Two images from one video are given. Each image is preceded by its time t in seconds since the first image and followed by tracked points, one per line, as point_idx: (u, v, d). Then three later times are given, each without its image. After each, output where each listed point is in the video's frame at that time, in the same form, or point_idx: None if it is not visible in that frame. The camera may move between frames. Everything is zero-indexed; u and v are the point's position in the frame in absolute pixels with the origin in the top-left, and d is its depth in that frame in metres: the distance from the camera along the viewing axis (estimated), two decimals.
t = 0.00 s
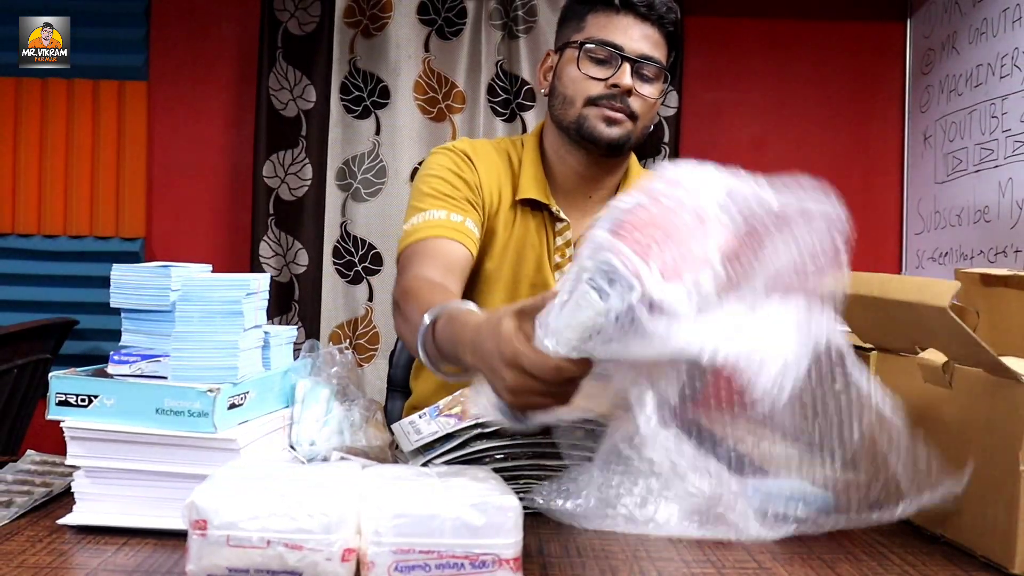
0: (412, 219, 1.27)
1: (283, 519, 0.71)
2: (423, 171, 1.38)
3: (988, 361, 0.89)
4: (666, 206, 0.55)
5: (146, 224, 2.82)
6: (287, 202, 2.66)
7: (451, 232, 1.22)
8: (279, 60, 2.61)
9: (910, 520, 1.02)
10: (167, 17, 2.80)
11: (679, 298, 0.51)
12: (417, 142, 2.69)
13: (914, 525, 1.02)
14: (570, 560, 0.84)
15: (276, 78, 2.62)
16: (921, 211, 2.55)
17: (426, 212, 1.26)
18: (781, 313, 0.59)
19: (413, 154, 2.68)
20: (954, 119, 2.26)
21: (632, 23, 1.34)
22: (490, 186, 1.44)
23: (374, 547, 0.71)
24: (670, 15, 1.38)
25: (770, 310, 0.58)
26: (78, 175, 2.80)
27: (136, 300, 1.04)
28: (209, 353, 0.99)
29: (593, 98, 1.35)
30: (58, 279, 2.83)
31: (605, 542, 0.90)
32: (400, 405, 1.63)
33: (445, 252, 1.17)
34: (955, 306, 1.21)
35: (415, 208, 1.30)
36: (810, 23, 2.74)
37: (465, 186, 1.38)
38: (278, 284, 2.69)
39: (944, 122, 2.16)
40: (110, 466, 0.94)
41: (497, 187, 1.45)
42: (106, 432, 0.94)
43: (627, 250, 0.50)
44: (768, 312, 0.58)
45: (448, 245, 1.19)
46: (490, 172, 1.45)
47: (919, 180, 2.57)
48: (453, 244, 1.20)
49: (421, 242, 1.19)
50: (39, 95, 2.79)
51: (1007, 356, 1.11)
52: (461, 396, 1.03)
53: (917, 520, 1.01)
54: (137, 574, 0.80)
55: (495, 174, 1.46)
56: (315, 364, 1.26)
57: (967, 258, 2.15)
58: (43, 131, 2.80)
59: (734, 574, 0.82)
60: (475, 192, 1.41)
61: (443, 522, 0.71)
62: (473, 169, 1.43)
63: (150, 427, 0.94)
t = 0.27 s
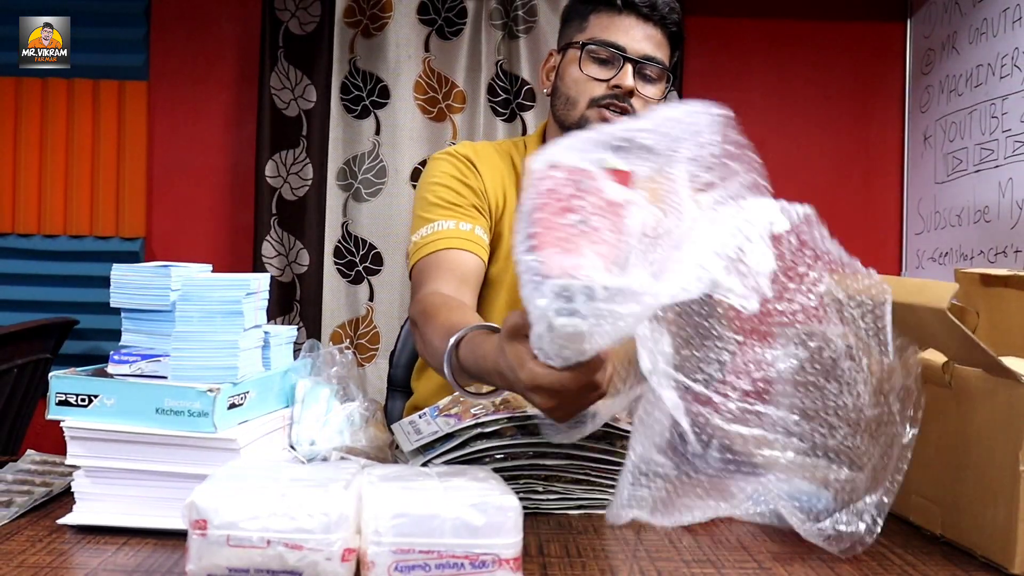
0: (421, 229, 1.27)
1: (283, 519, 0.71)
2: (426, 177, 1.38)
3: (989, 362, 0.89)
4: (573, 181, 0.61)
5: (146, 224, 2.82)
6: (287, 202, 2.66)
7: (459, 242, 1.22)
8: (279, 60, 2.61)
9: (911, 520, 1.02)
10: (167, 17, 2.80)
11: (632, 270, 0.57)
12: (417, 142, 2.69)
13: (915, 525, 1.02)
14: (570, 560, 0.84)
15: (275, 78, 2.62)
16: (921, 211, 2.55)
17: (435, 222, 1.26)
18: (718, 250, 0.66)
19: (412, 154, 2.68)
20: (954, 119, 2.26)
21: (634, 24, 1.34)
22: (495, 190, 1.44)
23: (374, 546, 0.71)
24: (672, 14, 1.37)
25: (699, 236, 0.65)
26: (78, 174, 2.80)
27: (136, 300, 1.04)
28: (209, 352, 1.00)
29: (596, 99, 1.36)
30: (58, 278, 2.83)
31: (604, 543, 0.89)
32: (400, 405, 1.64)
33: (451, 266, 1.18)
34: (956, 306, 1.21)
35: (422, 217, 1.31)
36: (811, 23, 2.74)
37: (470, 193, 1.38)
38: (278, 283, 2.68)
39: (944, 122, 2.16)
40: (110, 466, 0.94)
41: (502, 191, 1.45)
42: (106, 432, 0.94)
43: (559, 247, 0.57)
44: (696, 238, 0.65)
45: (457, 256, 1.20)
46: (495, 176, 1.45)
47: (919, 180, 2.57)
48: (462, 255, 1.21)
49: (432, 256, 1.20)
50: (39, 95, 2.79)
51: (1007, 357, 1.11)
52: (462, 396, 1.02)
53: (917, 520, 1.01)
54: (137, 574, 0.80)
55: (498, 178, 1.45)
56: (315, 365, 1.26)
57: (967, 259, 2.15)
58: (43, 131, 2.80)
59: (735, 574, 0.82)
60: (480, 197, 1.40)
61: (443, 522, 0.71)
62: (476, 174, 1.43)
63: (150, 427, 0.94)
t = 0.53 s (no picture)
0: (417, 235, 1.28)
1: (283, 519, 0.71)
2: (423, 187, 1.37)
3: (988, 361, 0.89)
4: (532, 171, 0.65)
5: (146, 223, 2.82)
6: (287, 202, 2.66)
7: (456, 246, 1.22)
8: (279, 60, 2.61)
9: (911, 521, 1.02)
10: (167, 17, 2.80)
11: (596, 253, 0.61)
12: (417, 142, 2.69)
13: (915, 525, 1.02)
14: (570, 561, 0.84)
15: (275, 78, 2.62)
16: (921, 211, 2.55)
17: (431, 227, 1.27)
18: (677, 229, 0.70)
19: (412, 154, 2.68)
20: (954, 119, 2.26)
21: (632, 23, 1.34)
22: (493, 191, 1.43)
23: (374, 546, 0.71)
24: (670, 15, 1.39)
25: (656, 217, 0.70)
26: (78, 174, 2.80)
27: (135, 300, 1.04)
28: (210, 352, 1.00)
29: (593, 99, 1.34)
30: (58, 278, 2.83)
31: (604, 543, 0.89)
32: (400, 405, 1.64)
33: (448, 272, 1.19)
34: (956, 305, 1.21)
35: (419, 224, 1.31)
36: (811, 23, 2.74)
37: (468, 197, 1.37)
38: (278, 283, 2.68)
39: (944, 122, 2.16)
40: (111, 466, 0.94)
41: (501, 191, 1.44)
42: (106, 432, 0.94)
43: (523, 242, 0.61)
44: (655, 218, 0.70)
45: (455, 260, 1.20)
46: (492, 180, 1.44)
47: (919, 180, 2.56)
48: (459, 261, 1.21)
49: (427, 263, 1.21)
50: (39, 95, 2.79)
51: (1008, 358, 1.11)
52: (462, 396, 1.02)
53: (917, 520, 1.01)
54: (137, 574, 0.80)
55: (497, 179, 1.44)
56: (315, 365, 1.26)
57: (966, 258, 2.15)
58: (43, 131, 2.80)
59: (734, 574, 0.82)
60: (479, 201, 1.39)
61: (443, 522, 0.71)
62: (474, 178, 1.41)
63: (150, 427, 0.94)
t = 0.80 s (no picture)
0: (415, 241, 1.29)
1: (283, 519, 0.71)
2: (418, 190, 1.39)
3: (987, 362, 0.90)
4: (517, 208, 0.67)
5: (146, 223, 2.82)
6: (287, 202, 2.66)
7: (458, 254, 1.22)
8: (279, 60, 2.61)
9: (911, 521, 1.02)
10: (167, 17, 2.80)
11: (575, 277, 0.61)
12: (417, 142, 2.69)
13: (915, 526, 1.02)
14: (571, 561, 0.84)
15: (275, 77, 2.61)
16: (921, 211, 2.56)
17: (427, 233, 1.27)
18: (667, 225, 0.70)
19: (412, 154, 2.68)
20: (954, 119, 2.26)
21: (621, 22, 1.34)
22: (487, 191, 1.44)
23: (374, 546, 0.71)
24: (659, 11, 1.37)
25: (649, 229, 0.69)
26: (78, 174, 2.80)
27: (135, 299, 1.04)
28: (209, 352, 0.99)
29: (584, 96, 1.36)
30: (58, 278, 2.83)
31: (605, 542, 0.90)
32: (400, 405, 1.64)
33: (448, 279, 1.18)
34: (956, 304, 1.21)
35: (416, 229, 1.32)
36: (811, 23, 2.74)
37: (463, 198, 1.38)
38: (278, 283, 2.68)
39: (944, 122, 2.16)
40: (111, 465, 0.95)
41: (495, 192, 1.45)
42: (106, 432, 0.94)
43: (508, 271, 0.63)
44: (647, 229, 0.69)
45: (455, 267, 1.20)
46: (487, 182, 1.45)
47: (919, 180, 2.57)
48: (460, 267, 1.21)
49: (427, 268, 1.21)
50: (39, 95, 2.79)
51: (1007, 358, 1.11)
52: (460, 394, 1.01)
53: (917, 520, 1.01)
54: (137, 574, 0.80)
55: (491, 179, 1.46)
56: (315, 364, 1.26)
57: (966, 259, 2.15)
58: (43, 131, 2.80)
59: (735, 574, 0.82)
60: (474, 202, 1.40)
61: (443, 522, 0.71)
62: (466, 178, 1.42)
63: (150, 426, 0.94)
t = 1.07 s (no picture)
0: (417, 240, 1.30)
1: (283, 519, 0.71)
2: (420, 185, 1.40)
3: (988, 361, 0.90)
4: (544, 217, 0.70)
5: (146, 223, 2.82)
6: (287, 202, 2.66)
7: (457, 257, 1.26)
8: (279, 59, 2.61)
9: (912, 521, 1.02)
10: (167, 17, 2.80)
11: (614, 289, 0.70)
12: (417, 142, 2.69)
13: (915, 526, 1.02)
14: (571, 561, 0.84)
15: (275, 77, 2.61)
16: (921, 211, 2.56)
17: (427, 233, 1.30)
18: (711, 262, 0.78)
19: (412, 154, 2.68)
20: (954, 120, 2.26)
21: (621, 20, 1.34)
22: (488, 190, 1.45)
23: (374, 546, 0.71)
24: (659, 9, 1.37)
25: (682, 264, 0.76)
26: (78, 174, 2.80)
27: (136, 299, 1.04)
28: (208, 352, 0.99)
29: (586, 94, 1.35)
30: (58, 278, 2.83)
31: (606, 542, 0.89)
32: (400, 405, 1.63)
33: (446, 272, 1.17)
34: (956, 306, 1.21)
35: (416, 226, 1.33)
36: (812, 23, 2.74)
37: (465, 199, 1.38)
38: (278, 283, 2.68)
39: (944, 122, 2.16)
40: (110, 465, 0.94)
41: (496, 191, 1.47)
42: (105, 431, 0.94)
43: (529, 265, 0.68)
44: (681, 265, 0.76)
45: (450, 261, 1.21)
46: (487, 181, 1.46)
47: (919, 180, 2.57)
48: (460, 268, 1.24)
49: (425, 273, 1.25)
50: (39, 95, 2.79)
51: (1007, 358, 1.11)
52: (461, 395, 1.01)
53: (918, 521, 1.01)
54: (137, 573, 0.80)
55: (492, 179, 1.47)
56: (315, 364, 1.25)
57: (966, 259, 2.15)
58: (43, 131, 2.80)
59: (735, 575, 0.82)
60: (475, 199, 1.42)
61: (443, 522, 0.71)
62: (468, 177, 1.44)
63: (150, 426, 0.94)
